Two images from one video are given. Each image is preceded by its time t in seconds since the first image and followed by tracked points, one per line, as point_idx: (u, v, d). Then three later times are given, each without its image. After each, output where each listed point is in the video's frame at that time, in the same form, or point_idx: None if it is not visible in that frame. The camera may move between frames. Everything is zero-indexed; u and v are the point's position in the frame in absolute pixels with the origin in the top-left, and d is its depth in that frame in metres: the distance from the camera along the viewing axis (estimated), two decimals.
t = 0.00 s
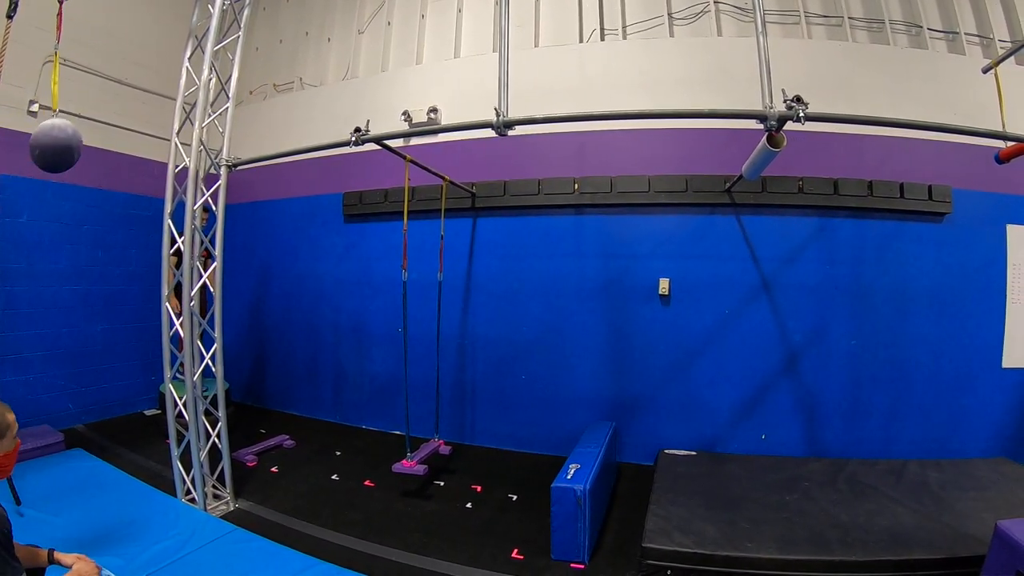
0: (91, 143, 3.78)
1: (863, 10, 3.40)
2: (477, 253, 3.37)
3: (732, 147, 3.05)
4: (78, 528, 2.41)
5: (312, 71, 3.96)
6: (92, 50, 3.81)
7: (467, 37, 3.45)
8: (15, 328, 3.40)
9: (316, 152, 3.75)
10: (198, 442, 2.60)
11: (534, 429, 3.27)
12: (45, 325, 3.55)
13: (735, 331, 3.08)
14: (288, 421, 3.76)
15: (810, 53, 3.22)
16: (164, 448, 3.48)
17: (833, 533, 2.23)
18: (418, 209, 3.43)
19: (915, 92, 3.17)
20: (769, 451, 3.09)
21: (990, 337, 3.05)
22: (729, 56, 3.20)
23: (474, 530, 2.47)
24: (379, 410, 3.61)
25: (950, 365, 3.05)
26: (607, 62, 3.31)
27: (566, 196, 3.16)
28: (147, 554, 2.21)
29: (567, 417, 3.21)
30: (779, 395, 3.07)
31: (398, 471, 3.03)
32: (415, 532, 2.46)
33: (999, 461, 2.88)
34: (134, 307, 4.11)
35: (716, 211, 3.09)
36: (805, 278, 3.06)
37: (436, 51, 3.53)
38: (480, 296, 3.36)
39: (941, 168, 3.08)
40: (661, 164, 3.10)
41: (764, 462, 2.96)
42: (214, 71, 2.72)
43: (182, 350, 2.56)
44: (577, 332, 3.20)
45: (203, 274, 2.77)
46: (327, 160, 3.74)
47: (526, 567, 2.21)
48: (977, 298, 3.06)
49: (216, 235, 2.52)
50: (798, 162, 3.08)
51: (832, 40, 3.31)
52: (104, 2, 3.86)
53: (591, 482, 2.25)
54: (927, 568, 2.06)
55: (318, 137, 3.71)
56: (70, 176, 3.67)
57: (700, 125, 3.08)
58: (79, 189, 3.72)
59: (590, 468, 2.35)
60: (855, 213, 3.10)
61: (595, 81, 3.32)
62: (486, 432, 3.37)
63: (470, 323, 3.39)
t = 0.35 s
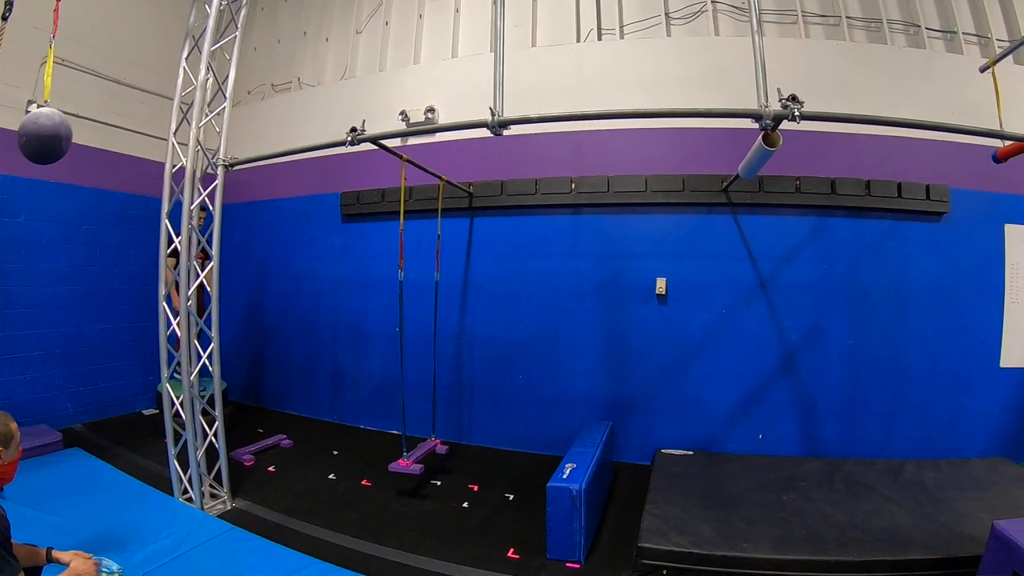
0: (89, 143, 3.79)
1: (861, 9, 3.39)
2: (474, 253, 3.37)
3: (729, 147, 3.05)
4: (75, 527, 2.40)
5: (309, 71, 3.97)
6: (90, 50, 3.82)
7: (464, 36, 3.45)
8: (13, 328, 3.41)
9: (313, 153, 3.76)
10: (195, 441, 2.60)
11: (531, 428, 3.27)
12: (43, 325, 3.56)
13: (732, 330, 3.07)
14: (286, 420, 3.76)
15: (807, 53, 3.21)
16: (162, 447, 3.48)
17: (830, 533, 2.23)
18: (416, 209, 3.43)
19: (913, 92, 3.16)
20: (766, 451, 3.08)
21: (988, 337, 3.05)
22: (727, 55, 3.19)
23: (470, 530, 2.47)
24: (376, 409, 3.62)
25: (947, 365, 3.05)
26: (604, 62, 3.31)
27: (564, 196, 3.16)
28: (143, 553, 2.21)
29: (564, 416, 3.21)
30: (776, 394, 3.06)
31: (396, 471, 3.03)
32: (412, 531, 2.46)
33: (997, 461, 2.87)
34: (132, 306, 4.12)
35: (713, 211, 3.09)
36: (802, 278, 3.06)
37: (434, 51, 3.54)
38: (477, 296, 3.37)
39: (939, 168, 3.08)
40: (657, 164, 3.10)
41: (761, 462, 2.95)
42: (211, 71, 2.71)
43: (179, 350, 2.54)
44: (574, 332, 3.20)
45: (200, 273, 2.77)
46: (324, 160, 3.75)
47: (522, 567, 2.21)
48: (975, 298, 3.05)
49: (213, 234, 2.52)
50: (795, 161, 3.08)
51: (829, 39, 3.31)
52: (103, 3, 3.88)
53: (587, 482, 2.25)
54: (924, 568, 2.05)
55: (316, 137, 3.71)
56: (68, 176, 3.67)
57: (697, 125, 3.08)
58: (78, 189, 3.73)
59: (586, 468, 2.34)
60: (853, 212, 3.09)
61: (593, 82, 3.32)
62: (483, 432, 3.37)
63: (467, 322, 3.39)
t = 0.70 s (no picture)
0: (86, 144, 3.80)
1: (858, 8, 3.39)
2: (470, 252, 3.37)
3: (725, 146, 3.05)
4: (71, 526, 2.41)
5: (307, 71, 3.98)
6: (88, 51, 3.83)
7: (461, 36, 3.45)
8: (11, 328, 3.42)
9: (309, 153, 3.76)
10: (192, 440, 2.59)
11: (528, 428, 3.27)
12: (41, 325, 3.57)
13: (729, 330, 3.07)
14: (283, 420, 3.77)
15: (804, 52, 3.21)
16: (159, 447, 3.48)
17: (826, 534, 2.22)
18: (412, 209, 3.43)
19: (910, 91, 3.16)
20: (763, 451, 3.08)
21: (986, 337, 3.04)
22: (723, 55, 3.19)
23: (466, 529, 2.47)
24: (373, 409, 3.62)
25: (945, 364, 3.04)
26: (600, 62, 3.31)
27: (560, 195, 3.16)
28: (138, 553, 2.21)
29: (561, 416, 3.21)
30: (772, 394, 3.06)
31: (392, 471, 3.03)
32: (408, 530, 2.46)
33: (994, 461, 2.87)
34: (129, 306, 4.13)
35: (709, 210, 3.08)
36: (799, 277, 3.05)
37: (430, 51, 3.54)
38: (473, 296, 3.37)
39: (936, 167, 3.07)
40: (654, 163, 3.10)
41: (758, 462, 2.95)
42: (206, 71, 2.71)
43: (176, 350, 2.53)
44: (571, 332, 3.20)
45: (196, 273, 2.77)
46: (321, 160, 3.75)
47: (517, 567, 2.20)
48: (972, 297, 3.05)
49: (208, 234, 2.51)
50: (791, 161, 3.08)
51: (826, 38, 3.30)
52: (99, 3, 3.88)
53: (582, 482, 2.25)
54: (920, 569, 2.05)
55: (312, 137, 3.72)
56: (65, 176, 3.68)
57: (693, 124, 3.08)
58: (75, 189, 3.73)
59: (581, 467, 2.34)
60: (850, 212, 3.09)
61: (589, 81, 3.32)
62: (480, 431, 3.38)
63: (464, 322, 3.39)
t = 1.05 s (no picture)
0: (84, 144, 3.80)
1: (855, 8, 3.39)
2: (467, 252, 3.38)
3: (722, 146, 3.04)
4: (69, 526, 2.41)
5: (305, 71, 3.99)
6: (86, 51, 3.84)
7: (458, 35, 3.45)
8: (10, 327, 3.43)
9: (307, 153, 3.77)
10: (189, 440, 2.60)
11: (525, 427, 3.27)
12: (39, 325, 3.57)
13: (726, 329, 3.07)
14: (281, 419, 3.77)
15: (801, 51, 3.21)
16: (156, 447, 3.49)
17: (822, 534, 2.21)
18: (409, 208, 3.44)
19: (908, 90, 3.15)
20: (760, 451, 3.08)
21: (984, 336, 3.04)
22: (720, 54, 3.19)
23: (462, 528, 2.47)
24: (371, 409, 3.62)
25: (943, 364, 3.04)
26: (597, 62, 3.31)
27: (557, 195, 3.17)
28: (135, 552, 2.21)
29: (558, 415, 3.21)
30: (770, 394, 3.06)
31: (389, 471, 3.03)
32: (404, 529, 2.47)
33: (992, 461, 2.86)
34: (128, 306, 4.14)
35: (706, 210, 3.08)
36: (796, 277, 3.05)
37: (428, 50, 3.55)
38: (471, 295, 3.37)
39: (934, 167, 3.07)
40: (651, 163, 3.10)
41: (755, 462, 2.95)
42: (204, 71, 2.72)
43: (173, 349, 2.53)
44: (568, 331, 3.20)
45: (194, 273, 2.77)
46: (319, 160, 3.75)
47: (512, 566, 2.20)
48: (970, 297, 3.04)
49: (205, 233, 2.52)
50: (789, 160, 3.07)
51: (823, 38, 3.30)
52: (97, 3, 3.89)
53: (577, 481, 2.25)
54: (916, 569, 2.04)
55: (310, 137, 3.72)
56: (64, 176, 3.69)
57: (690, 123, 3.08)
58: (73, 189, 3.74)
59: (577, 467, 2.34)
60: (847, 211, 3.08)
61: (586, 81, 3.32)
62: (477, 431, 3.38)
63: (461, 321, 3.39)
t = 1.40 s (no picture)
0: (83, 143, 3.80)
1: (854, 7, 3.38)
2: (466, 252, 3.37)
3: (721, 145, 3.03)
4: (65, 526, 2.41)
5: (303, 70, 3.98)
6: (85, 51, 3.83)
7: (456, 34, 3.44)
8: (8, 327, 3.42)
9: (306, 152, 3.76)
10: (186, 440, 2.58)
11: (524, 427, 3.27)
12: (38, 325, 3.57)
13: (725, 329, 3.06)
14: (279, 419, 3.76)
15: (800, 51, 3.20)
16: (154, 447, 3.48)
17: (821, 535, 2.21)
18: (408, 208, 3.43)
19: (907, 90, 3.14)
20: (759, 450, 3.07)
21: (984, 336, 3.03)
22: (719, 53, 3.18)
23: (460, 529, 2.46)
24: (369, 408, 3.62)
25: (942, 364, 3.03)
26: (596, 61, 3.30)
27: (556, 194, 3.16)
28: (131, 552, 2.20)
29: (557, 415, 3.20)
30: (769, 394, 3.05)
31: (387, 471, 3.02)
32: (402, 529, 2.46)
33: (991, 461, 2.86)
34: (126, 306, 4.13)
35: (705, 209, 3.08)
36: (795, 276, 3.04)
37: (426, 49, 3.54)
38: (469, 295, 3.36)
39: (934, 166, 3.06)
40: (650, 163, 3.09)
41: (754, 462, 2.94)
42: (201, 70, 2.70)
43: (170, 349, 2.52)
44: (567, 330, 3.19)
45: (191, 273, 2.76)
46: (317, 159, 3.75)
47: (510, 566, 2.20)
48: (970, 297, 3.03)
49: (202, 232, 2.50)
50: (788, 160, 3.07)
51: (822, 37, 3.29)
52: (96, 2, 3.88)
53: (576, 481, 2.24)
54: (915, 570, 2.04)
55: (308, 136, 3.72)
56: (63, 176, 3.69)
57: (689, 123, 3.07)
58: (71, 189, 3.74)
59: (576, 468, 2.33)
60: (847, 210, 3.07)
61: (585, 80, 3.31)
62: (476, 430, 3.37)
63: (460, 321, 3.38)
